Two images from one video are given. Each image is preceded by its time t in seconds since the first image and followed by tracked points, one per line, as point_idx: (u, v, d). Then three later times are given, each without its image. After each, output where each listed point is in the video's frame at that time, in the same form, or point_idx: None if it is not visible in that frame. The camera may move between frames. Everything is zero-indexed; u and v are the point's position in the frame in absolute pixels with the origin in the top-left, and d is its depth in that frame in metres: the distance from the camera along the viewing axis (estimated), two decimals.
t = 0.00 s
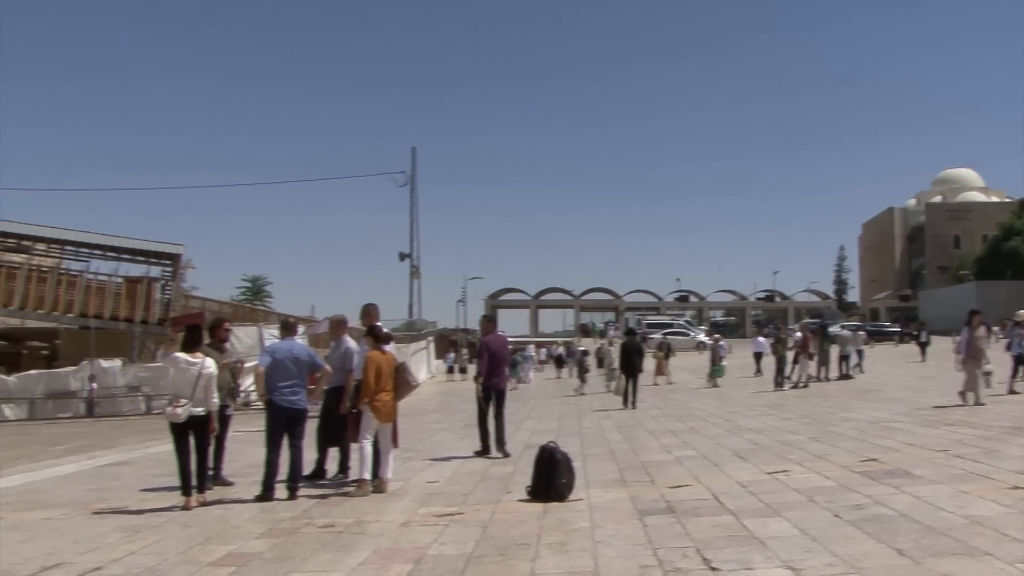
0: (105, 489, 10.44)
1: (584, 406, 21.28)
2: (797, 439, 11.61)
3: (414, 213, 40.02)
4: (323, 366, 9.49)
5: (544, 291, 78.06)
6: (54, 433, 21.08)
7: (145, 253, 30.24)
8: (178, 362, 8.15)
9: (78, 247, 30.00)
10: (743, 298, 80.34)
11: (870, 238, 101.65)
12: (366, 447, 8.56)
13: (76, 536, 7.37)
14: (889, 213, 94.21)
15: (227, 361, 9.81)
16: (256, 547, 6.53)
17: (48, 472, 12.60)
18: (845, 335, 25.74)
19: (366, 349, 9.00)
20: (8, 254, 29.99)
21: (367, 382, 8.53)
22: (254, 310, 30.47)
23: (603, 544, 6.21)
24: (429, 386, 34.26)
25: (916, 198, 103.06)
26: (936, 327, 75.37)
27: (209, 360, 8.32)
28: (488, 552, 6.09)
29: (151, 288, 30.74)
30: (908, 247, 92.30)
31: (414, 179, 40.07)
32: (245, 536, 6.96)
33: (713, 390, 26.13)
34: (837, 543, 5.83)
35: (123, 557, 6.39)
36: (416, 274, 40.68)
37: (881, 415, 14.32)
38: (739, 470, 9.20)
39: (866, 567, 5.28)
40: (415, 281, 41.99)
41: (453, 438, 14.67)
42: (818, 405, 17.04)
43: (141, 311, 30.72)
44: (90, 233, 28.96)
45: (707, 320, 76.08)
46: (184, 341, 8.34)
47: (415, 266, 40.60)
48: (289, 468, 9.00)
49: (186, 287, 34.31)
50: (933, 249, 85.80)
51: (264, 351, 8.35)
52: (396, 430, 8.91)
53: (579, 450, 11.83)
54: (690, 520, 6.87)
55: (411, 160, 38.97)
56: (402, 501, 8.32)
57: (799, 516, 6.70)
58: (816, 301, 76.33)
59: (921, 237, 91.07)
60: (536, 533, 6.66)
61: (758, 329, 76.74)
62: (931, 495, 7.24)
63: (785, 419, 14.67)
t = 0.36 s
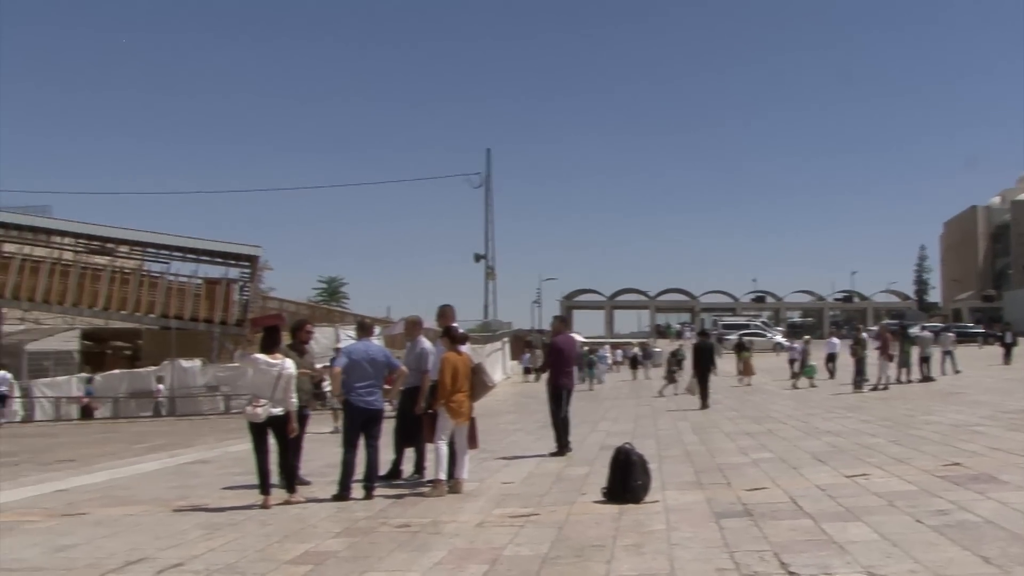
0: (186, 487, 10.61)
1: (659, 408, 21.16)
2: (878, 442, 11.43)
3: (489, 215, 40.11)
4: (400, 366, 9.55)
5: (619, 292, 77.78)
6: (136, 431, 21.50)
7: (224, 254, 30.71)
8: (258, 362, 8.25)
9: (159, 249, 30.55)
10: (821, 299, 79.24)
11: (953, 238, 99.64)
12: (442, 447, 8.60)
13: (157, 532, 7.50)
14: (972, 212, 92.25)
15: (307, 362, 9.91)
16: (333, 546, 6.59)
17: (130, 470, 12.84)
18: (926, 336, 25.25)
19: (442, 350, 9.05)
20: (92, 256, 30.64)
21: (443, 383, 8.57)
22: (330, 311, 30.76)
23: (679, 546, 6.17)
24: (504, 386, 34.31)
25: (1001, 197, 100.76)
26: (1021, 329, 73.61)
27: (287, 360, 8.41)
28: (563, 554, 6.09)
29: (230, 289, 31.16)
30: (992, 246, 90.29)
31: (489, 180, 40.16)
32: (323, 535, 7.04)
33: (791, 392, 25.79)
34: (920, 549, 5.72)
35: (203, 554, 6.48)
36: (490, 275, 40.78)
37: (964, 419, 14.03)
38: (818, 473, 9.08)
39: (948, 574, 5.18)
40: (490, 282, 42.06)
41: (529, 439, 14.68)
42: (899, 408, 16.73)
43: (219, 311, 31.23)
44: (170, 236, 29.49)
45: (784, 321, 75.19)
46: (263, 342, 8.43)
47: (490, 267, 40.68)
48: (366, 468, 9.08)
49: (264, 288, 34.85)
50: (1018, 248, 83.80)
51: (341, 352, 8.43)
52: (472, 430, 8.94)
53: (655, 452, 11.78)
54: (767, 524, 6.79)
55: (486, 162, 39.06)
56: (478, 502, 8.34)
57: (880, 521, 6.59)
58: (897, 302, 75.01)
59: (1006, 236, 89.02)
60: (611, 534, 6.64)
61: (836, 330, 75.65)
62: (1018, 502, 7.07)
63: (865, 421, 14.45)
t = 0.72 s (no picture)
0: (266, 481, 10.77)
1: (734, 405, 20.97)
2: (960, 442, 11.21)
3: (564, 212, 40.05)
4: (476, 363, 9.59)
5: (694, 289, 77.28)
6: (217, 426, 21.87)
7: (301, 253, 31.05)
8: (338, 359, 8.33)
9: (238, 248, 31.08)
10: (900, 295, 77.90)
11: None
12: (519, 444, 8.62)
13: (238, 526, 7.63)
14: None
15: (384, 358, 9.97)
16: (410, 541, 6.64)
17: (211, 464, 13.08)
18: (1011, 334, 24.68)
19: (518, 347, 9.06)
20: (172, 255, 31.40)
21: (520, 380, 8.59)
22: (405, 309, 30.96)
23: (757, 545, 6.11)
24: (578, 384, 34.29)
25: None
26: None
27: (367, 356, 8.48)
28: (640, 551, 6.06)
29: (307, 287, 31.37)
30: None
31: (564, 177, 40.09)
32: (401, 530, 7.09)
33: (870, 390, 25.40)
34: (1006, 552, 5.59)
35: (283, 548, 6.58)
36: (565, 273, 40.74)
37: None
38: (899, 473, 8.93)
39: None
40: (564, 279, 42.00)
41: (604, 436, 14.65)
42: (982, 408, 16.38)
43: (297, 309, 31.34)
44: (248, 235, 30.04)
45: (862, 318, 74.08)
46: (342, 339, 8.50)
47: (565, 264, 40.65)
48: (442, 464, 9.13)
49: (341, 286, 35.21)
50: None
51: (418, 350, 8.49)
52: (548, 428, 8.94)
53: (732, 450, 11.68)
54: (847, 523, 6.70)
55: (560, 159, 39.04)
56: (554, 498, 8.34)
57: (965, 522, 6.46)
58: (980, 299, 73.43)
59: None
60: (689, 532, 6.60)
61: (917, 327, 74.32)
62: None
63: (946, 421, 14.18)
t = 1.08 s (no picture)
0: (334, 477, 10.87)
1: (803, 397, 20.74)
2: None
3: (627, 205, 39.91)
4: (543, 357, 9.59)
5: (759, 280, 76.58)
6: (285, 423, 22.10)
7: (366, 250, 31.28)
8: (407, 355, 8.38)
9: (303, 245, 31.39)
10: (971, 283, 76.52)
11: None
12: (587, 438, 8.62)
13: (309, 521, 7.71)
14: None
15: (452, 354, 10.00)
16: (480, 535, 6.67)
17: (280, 460, 13.23)
18: None
19: (585, 341, 9.05)
20: (240, 254, 31.89)
21: (588, 374, 8.58)
22: (470, 304, 31.09)
23: (829, 538, 6.05)
24: (643, 377, 34.17)
25: None
26: None
27: (435, 352, 8.53)
28: (711, 544, 6.03)
29: (372, 284, 31.60)
30: None
31: (626, 170, 39.92)
32: (470, 525, 7.12)
33: (941, 380, 24.98)
34: None
35: (354, 542, 6.64)
36: (628, 266, 40.60)
37: None
38: (973, 464, 8.77)
39: None
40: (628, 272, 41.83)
41: (671, 429, 14.60)
42: None
43: (362, 306, 31.50)
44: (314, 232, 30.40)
45: (932, 307, 72.89)
46: (411, 334, 8.54)
47: (629, 258, 40.51)
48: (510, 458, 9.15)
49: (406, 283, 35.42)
50: None
51: (485, 344, 8.51)
52: (616, 421, 8.93)
53: (801, 442, 11.56)
54: (921, 516, 6.60)
55: (623, 152, 38.91)
56: (622, 491, 8.33)
57: None
58: None
59: None
60: (759, 525, 6.55)
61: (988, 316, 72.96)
62: None
63: (1020, 411, 13.91)
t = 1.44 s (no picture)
0: (385, 471, 10.92)
1: (854, 389, 20.53)
2: None
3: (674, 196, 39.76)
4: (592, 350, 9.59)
5: (808, 271, 75.96)
6: (336, 419, 22.25)
7: (413, 244, 31.40)
8: (458, 349, 8.42)
9: (351, 241, 31.58)
10: None
11: None
12: (638, 431, 8.61)
13: (360, 515, 7.76)
14: None
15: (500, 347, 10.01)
16: (532, 528, 6.68)
17: (332, 455, 13.34)
18: None
19: (635, 333, 9.05)
20: (288, 250, 32.10)
21: (639, 366, 8.57)
22: (517, 298, 31.14)
23: (884, 531, 5.99)
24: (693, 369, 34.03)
25: None
26: None
27: (485, 346, 8.56)
28: (764, 537, 6.00)
29: (419, 278, 31.75)
30: None
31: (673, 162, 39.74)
32: (522, 518, 7.14)
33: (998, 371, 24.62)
34: None
35: (406, 536, 6.68)
36: (676, 259, 40.44)
37: None
38: None
39: None
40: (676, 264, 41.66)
41: (720, 422, 14.55)
42: None
43: (411, 301, 31.60)
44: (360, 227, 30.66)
45: (985, 297, 71.87)
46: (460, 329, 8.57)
47: (677, 250, 40.34)
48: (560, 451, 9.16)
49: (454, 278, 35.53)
50: None
51: (535, 337, 8.53)
52: (666, 414, 8.91)
53: (853, 434, 11.47)
54: (978, 508, 6.52)
55: (669, 144, 38.74)
56: (673, 484, 8.31)
57: None
58: None
59: None
60: (813, 517, 6.51)
61: None
62: None
63: None
